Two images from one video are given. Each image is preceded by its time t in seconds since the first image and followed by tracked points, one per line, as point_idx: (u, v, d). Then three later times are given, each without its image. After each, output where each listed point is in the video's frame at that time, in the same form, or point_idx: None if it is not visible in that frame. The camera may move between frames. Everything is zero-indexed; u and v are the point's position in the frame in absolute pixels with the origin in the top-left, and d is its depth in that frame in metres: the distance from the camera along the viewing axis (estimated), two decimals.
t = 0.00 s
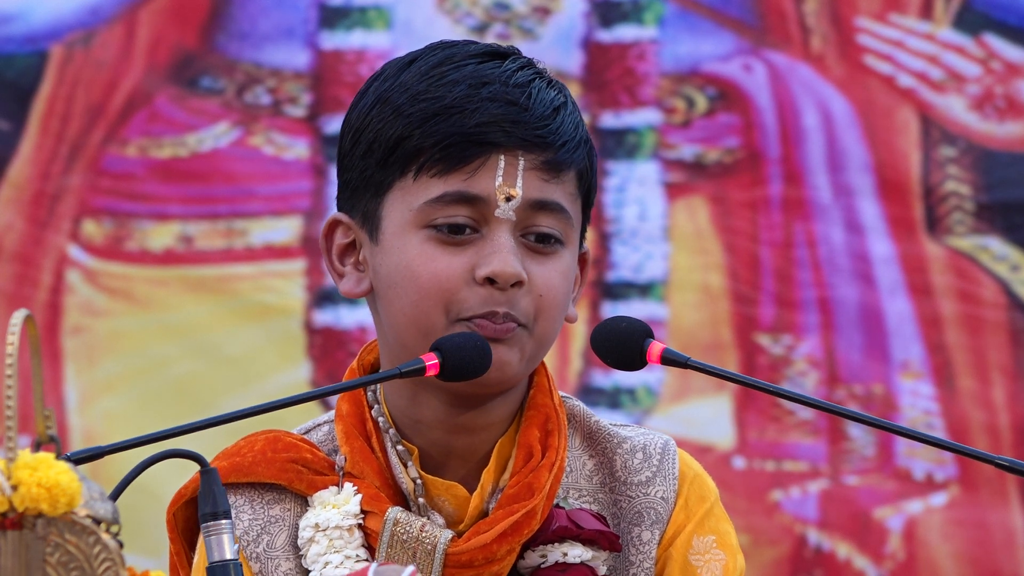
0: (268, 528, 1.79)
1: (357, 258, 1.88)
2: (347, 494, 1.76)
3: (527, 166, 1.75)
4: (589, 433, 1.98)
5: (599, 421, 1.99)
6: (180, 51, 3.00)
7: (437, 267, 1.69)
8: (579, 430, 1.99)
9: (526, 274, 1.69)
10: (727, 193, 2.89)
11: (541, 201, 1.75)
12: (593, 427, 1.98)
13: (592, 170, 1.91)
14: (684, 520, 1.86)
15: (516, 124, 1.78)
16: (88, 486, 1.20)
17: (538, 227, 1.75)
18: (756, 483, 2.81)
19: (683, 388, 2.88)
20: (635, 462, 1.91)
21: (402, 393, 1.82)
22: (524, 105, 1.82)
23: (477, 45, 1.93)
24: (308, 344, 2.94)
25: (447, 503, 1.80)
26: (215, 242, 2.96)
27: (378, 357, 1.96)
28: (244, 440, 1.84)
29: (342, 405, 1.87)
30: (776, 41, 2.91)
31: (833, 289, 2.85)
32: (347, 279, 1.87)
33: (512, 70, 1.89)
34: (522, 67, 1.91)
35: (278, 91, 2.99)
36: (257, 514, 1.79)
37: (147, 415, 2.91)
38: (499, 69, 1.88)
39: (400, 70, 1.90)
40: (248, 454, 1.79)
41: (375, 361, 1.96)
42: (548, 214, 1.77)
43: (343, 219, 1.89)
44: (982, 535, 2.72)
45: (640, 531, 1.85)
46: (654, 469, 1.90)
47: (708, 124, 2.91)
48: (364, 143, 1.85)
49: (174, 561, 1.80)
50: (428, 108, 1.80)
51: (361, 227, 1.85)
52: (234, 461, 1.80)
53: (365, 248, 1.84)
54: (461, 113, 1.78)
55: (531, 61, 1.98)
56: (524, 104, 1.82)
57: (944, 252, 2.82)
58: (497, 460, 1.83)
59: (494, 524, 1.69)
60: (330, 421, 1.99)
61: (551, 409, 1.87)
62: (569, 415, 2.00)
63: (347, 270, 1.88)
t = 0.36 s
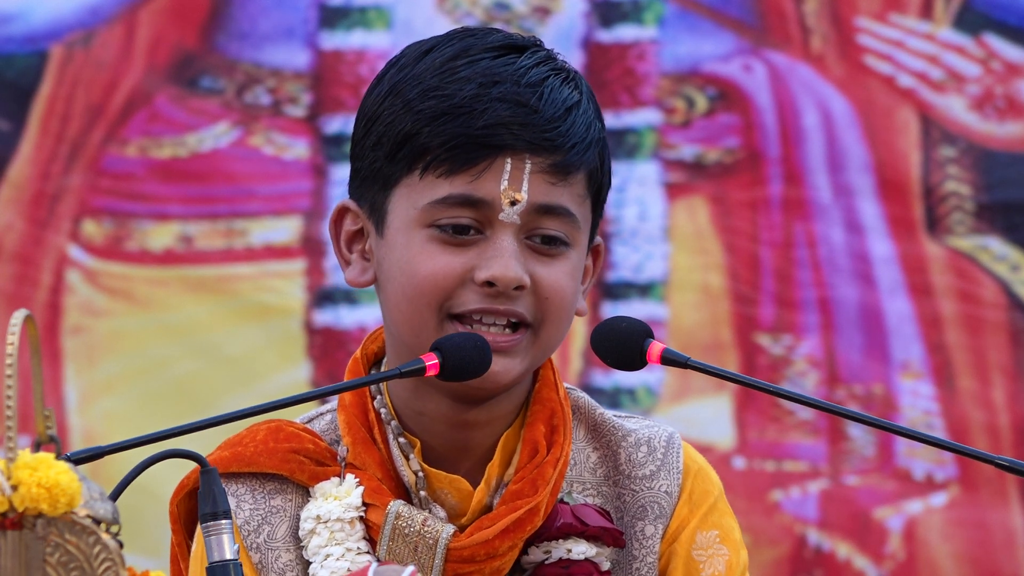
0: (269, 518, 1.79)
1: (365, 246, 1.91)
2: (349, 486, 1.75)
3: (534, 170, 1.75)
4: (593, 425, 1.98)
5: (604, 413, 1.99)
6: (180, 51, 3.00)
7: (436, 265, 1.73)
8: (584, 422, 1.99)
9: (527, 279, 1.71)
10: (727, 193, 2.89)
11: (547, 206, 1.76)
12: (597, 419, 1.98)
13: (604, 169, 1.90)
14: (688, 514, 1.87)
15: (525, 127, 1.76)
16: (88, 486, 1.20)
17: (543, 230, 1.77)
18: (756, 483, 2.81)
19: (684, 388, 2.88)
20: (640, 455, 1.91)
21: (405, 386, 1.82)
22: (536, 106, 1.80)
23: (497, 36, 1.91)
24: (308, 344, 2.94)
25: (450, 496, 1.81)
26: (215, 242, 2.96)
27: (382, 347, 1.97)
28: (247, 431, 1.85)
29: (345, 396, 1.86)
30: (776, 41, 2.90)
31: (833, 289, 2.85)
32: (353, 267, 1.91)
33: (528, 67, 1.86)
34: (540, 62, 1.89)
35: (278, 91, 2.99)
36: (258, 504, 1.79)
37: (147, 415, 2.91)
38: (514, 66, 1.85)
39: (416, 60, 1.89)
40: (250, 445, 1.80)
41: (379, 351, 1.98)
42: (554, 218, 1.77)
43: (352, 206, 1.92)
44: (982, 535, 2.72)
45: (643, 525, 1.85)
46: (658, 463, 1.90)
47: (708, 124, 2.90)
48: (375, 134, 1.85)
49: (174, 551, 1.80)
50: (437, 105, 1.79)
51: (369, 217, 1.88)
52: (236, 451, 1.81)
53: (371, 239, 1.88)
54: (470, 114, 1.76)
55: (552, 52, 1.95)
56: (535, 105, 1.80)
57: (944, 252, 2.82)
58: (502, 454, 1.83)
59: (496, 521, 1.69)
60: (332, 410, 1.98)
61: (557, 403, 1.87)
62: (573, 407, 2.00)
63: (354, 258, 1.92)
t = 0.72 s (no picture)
0: (255, 517, 1.77)
1: (341, 244, 1.87)
2: (334, 482, 1.75)
3: (511, 165, 1.70)
4: (577, 418, 1.96)
5: (587, 406, 1.96)
6: (180, 51, 3.00)
7: (417, 263, 1.69)
8: (567, 415, 1.96)
9: (509, 273, 1.69)
10: (727, 193, 2.89)
11: (525, 200, 1.72)
12: (581, 412, 1.95)
13: (578, 157, 1.85)
14: (674, 508, 1.84)
15: (501, 122, 1.71)
16: (88, 486, 1.20)
17: (522, 222, 1.73)
18: (756, 483, 2.81)
19: (683, 388, 2.88)
20: (624, 449, 1.89)
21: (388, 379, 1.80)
22: (511, 100, 1.74)
23: (465, 29, 1.84)
24: (308, 344, 2.95)
25: (436, 490, 1.79)
26: (215, 242, 2.96)
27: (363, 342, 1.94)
28: (230, 431, 1.83)
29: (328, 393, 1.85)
30: (776, 41, 2.90)
31: (833, 289, 2.85)
32: (330, 266, 1.87)
33: (498, 60, 1.80)
34: (510, 55, 1.83)
35: (279, 91, 2.99)
36: (244, 504, 1.78)
37: (147, 415, 2.91)
38: (485, 60, 1.79)
39: (384, 57, 1.82)
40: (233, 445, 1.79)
41: (360, 346, 1.94)
42: (533, 210, 1.74)
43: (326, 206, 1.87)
44: (981, 535, 2.72)
45: (629, 518, 1.83)
46: (643, 456, 1.88)
47: (708, 124, 2.90)
48: (348, 135, 1.80)
49: (162, 554, 1.79)
50: (410, 104, 1.73)
51: (344, 216, 1.83)
52: (220, 451, 1.79)
53: (348, 238, 1.84)
54: (444, 113, 1.71)
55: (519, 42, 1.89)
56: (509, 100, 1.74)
57: (944, 252, 2.82)
58: (487, 448, 1.82)
59: (483, 514, 1.69)
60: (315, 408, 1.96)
61: (540, 396, 1.87)
62: (556, 400, 1.97)
63: (331, 257, 1.87)
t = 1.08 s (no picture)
0: (246, 515, 1.77)
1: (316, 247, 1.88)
2: (323, 480, 1.75)
3: (458, 119, 1.76)
4: (569, 411, 1.96)
5: (580, 399, 1.96)
6: (180, 51, 3.00)
7: (377, 226, 1.71)
8: (559, 409, 1.97)
9: (469, 221, 1.69)
10: (727, 193, 2.90)
11: (477, 153, 1.75)
12: (573, 405, 1.96)
13: (534, 124, 1.89)
14: (666, 500, 1.84)
15: (442, 78, 1.79)
16: (88, 486, 1.20)
17: (479, 178, 1.75)
18: (756, 483, 2.81)
19: (683, 388, 2.88)
20: (614, 441, 1.89)
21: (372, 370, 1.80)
22: (450, 64, 1.83)
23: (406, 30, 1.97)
24: (308, 344, 2.94)
25: (425, 485, 1.79)
26: (215, 242, 2.95)
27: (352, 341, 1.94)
28: (221, 431, 1.84)
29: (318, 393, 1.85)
30: (776, 41, 2.91)
31: (833, 289, 2.85)
32: (305, 268, 1.87)
33: (438, 40, 1.91)
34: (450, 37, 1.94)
35: (279, 91, 2.99)
36: (235, 502, 1.78)
37: (147, 415, 2.90)
38: (425, 41, 1.91)
39: (338, 59, 1.93)
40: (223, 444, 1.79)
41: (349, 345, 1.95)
42: (489, 166, 1.76)
43: (297, 212, 1.89)
44: (982, 535, 2.72)
45: (619, 511, 1.83)
46: (634, 448, 1.88)
47: (707, 124, 2.90)
48: (303, 130, 1.88)
49: (154, 555, 1.80)
50: (354, 78, 1.83)
51: (314, 215, 1.86)
52: (210, 451, 1.80)
53: (319, 237, 1.85)
54: (386, 77, 1.80)
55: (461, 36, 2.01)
56: (447, 63, 1.84)
57: (944, 252, 2.82)
58: (475, 441, 1.81)
59: (470, 508, 1.69)
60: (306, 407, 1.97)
61: (527, 389, 1.86)
62: (548, 394, 1.97)
63: (306, 260, 1.88)
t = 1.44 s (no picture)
0: (260, 511, 1.77)
1: (340, 238, 1.88)
2: (339, 478, 1.75)
3: (491, 164, 1.70)
4: (583, 413, 1.96)
5: (594, 400, 1.96)
6: (180, 51, 3.00)
7: (397, 260, 1.69)
8: (574, 409, 1.97)
9: (486, 273, 1.67)
10: (727, 193, 2.90)
11: (506, 200, 1.70)
12: (588, 407, 1.95)
13: (572, 161, 1.83)
14: (680, 502, 1.84)
15: (483, 120, 1.71)
16: (88, 486, 1.20)
17: (503, 222, 1.71)
18: (756, 483, 2.81)
19: (683, 388, 2.88)
20: (629, 443, 1.88)
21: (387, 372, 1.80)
22: (496, 98, 1.74)
23: (466, 27, 1.86)
24: (308, 344, 2.95)
25: (440, 486, 1.79)
26: (215, 242, 2.96)
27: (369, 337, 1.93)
28: (237, 426, 1.83)
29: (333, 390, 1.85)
30: (776, 41, 2.90)
31: (833, 289, 2.85)
32: (327, 259, 1.88)
33: (490, 59, 1.81)
34: (505, 54, 1.84)
35: (278, 91, 2.99)
36: (249, 497, 1.77)
37: (147, 415, 2.91)
38: (477, 57, 1.80)
39: (387, 51, 1.84)
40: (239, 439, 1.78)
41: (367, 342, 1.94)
42: (516, 211, 1.72)
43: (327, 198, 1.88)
44: (981, 535, 2.72)
45: (633, 513, 1.83)
46: (648, 450, 1.87)
47: (708, 124, 2.90)
48: (342, 127, 1.82)
49: (167, 548, 1.80)
50: (397, 98, 1.75)
51: (340, 210, 1.84)
52: (225, 445, 1.79)
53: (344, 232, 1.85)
54: (426, 108, 1.72)
55: (522, 42, 1.90)
56: (492, 97, 1.74)
57: (944, 252, 2.82)
58: (491, 442, 1.82)
59: (486, 510, 1.69)
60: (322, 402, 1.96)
61: (545, 391, 1.86)
62: (563, 394, 1.98)
63: (330, 249, 1.89)
